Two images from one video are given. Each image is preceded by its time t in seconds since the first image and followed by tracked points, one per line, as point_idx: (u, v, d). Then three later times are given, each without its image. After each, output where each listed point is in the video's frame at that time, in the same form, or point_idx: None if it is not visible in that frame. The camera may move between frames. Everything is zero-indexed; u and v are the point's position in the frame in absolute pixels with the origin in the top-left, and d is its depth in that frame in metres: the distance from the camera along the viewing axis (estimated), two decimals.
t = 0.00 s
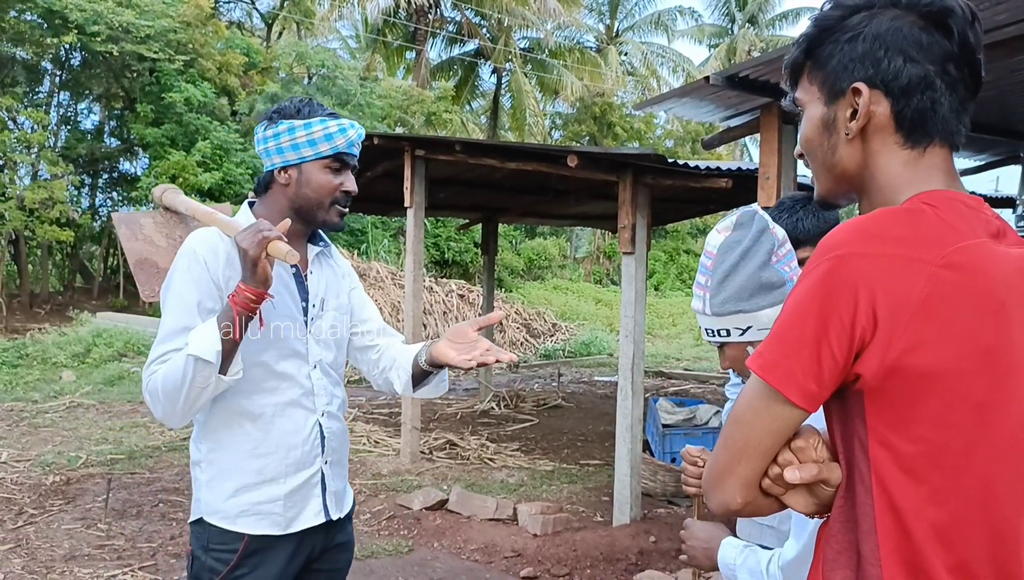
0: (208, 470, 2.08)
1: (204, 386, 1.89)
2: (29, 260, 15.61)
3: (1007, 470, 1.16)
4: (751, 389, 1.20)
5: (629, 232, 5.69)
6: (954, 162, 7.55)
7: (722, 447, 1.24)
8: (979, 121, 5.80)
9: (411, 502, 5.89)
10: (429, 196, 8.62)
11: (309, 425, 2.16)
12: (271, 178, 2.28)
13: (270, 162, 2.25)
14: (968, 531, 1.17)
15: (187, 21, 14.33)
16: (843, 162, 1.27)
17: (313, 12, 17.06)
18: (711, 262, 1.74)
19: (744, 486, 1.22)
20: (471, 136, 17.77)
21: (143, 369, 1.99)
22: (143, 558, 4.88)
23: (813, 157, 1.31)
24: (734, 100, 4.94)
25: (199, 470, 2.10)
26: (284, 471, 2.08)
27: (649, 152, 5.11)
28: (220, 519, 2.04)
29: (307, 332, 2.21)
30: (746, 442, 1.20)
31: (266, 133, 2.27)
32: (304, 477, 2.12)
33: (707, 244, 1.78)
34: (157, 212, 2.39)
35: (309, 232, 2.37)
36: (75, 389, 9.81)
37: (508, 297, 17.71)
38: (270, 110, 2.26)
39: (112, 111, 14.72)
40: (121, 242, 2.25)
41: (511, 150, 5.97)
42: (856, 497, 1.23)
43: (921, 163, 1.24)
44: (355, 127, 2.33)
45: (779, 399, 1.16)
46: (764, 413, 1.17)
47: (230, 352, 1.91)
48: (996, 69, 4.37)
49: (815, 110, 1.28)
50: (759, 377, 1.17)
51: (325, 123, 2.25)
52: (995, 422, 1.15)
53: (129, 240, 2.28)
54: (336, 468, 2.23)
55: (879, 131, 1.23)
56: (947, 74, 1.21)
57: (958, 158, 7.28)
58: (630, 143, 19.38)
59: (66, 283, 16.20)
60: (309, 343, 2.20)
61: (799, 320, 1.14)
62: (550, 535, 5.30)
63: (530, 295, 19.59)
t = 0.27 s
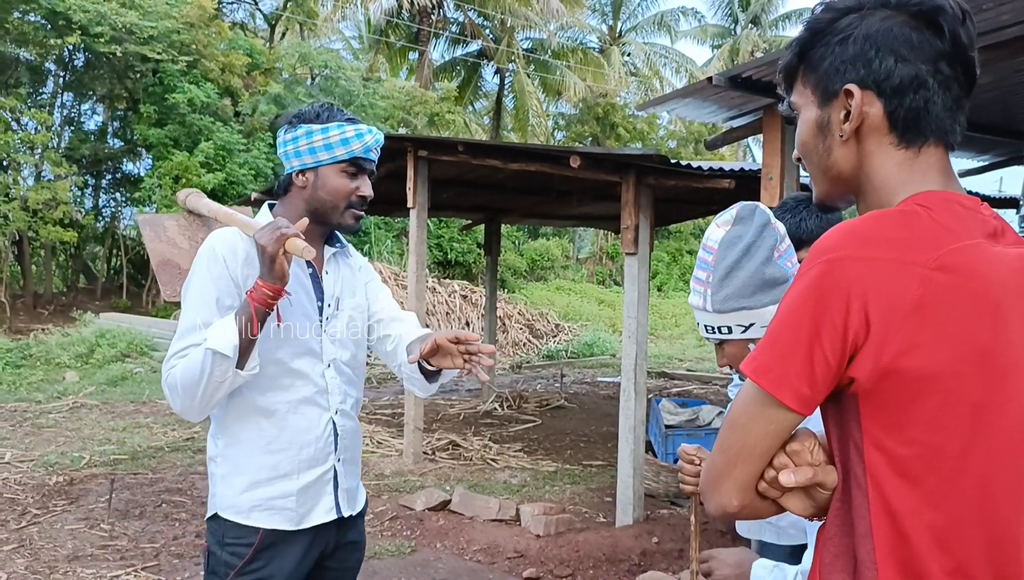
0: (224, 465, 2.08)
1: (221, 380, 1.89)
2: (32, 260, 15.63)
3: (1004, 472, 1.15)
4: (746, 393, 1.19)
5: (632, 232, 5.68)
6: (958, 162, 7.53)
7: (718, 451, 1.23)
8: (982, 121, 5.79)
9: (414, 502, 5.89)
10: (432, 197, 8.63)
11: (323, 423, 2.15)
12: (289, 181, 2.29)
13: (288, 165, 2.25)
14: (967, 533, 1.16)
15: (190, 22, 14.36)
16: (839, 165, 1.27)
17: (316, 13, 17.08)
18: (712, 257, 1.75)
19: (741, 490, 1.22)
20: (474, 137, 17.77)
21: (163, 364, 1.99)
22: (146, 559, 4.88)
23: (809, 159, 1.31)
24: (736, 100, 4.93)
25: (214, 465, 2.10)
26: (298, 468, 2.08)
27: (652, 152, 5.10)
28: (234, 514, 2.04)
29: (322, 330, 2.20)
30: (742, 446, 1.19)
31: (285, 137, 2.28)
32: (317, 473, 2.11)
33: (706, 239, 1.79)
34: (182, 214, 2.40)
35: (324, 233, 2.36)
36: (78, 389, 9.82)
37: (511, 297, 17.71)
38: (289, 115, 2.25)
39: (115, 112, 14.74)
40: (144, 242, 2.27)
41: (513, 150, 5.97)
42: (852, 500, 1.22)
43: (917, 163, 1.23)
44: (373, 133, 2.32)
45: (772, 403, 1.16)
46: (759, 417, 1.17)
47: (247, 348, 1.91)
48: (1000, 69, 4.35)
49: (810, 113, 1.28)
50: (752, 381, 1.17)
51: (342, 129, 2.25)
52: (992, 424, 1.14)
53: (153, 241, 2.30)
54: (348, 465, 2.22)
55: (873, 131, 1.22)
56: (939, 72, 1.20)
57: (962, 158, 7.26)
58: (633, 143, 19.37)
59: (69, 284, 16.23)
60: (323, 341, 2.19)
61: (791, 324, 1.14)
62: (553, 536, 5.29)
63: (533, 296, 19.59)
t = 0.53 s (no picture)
0: (227, 460, 2.09)
1: (223, 376, 1.89)
2: (30, 260, 15.61)
3: (995, 474, 1.14)
4: (737, 394, 1.21)
5: (630, 233, 5.68)
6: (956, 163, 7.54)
7: (711, 451, 1.25)
8: (979, 122, 5.80)
9: (412, 503, 5.89)
10: (430, 197, 8.63)
11: (325, 422, 2.15)
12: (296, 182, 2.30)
13: (294, 166, 2.28)
14: (957, 535, 1.16)
15: (188, 22, 14.36)
16: (835, 166, 1.27)
17: (314, 13, 17.09)
18: (711, 262, 1.74)
19: (731, 488, 1.24)
20: (472, 137, 17.78)
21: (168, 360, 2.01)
22: (144, 559, 4.87)
23: (805, 161, 1.32)
24: (734, 101, 4.93)
25: (218, 460, 2.11)
26: (299, 464, 2.08)
27: (650, 152, 5.10)
28: (236, 507, 2.05)
29: (327, 329, 2.20)
30: (733, 445, 1.21)
31: (291, 140, 2.30)
32: (318, 471, 2.11)
33: (702, 243, 1.77)
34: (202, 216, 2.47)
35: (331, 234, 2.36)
36: (76, 389, 9.81)
37: (509, 298, 17.72)
38: (294, 116, 2.28)
39: (113, 112, 14.72)
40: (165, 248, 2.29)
41: (512, 151, 5.97)
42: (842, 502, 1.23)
43: (912, 162, 1.23)
44: (377, 135, 2.32)
45: (762, 404, 1.17)
46: (750, 417, 1.19)
47: (248, 345, 1.91)
48: (997, 70, 4.36)
49: (804, 114, 1.28)
50: (741, 382, 1.18)
51: (345, 130, 2.26)
52: (979, 425, 1.14)
53: (171, 243, 2.37)
54: (349, 464, 2.22)
55: (867, 131, 1.23)
56: (932, 70, 1.20)
57: (959, 159, 7.26)
58: (631, 144, 19.39)
59: (67, 284, 16.22)
60: (327, 340, 2.19)
61: (779, 325, 1.15)
62: (550, 536, 5.30)
63: (531, 296, 19.59)
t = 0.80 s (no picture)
0: (225, 458, 2.10)
1: (218, 375, 1.90)
2: (28, 260, 15.61)
3: (988, 478, 1.14)
4: (730, 392, 1.22)
5: (630, 233, 5.69)
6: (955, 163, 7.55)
7: (706, 450, 1.27)
8: (979, 123, 5.81)
9: (411, 503, 5.90)
10: (429, 197, 8.64)
11: (323, 423, 2.15)
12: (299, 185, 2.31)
13: (296, 170, 2.28)
14: (949, 539, 1.16)
15: (187, 22, 14.36)
16: (835, 166, 1.28)
17: (314, 13, 17.09)
18: (718, 256, 1.89)
19: (726, 488, 1.26)
20: (471, 137, 17.80)
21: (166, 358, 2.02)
22: (143, 559, 4.87)
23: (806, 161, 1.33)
24: (734, 101, 4.93)
25: (217, 459, 2.12)
26: (297, 463, 2.09)
27: (650, 152, 5.11)
28: (234, 506, 2.06)
29: (327, 330, 2.20)
30: (727, 445, 1.23)
31: (293, 144, 2.30)
32: (315, 471, 2.11)
33: (708, 241, 1.93)
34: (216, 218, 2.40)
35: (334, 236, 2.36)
36: (75, 389, 9.81)
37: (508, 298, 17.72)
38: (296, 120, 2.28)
39: (112, 112, 14.71)
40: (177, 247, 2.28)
41: (511, 151, 5.98)
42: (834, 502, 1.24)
43: (912, 161, 1.24)
44: (379, 138, 2.32)
45: (755, 404, 1.18)
46: (742, 418, 1.20)
47: (243, 344, 1.91)
48: (996, 70, 4.37)
49: (804, 113, 1.29)
50: (735, 382, 1.19)
51: (348, 134, 2.26)
52: (972, 429, 1.13)
53: (185, 246, 2.30)
54: (348, 465, 2.22)
55: (867, 131, 1.23)
56: (932, 69, 1.20)
57: (958, 159, 7.27)
58: (630, 144, 19.40)
59: (66, 284, 16.22)
60: (327, 340, 2.20)
61: (772, 325, 1.16)
62: (549, 536, 5.30)
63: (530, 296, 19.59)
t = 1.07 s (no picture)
0: (222, 461, 2.10)
1: (217, 382, 1.90)
2: (29, 261, 15.62)
3: (987, 482, 1.14)
4: (726, 397, 1.22)
5: (630, 234, 5.69)
6: (955, 164, 7.56)
7: (704, 453, 1.27)
8: (979, 123, 5.82)
9: (411, 503, 5.90)
10: (429, 198, 8.65)
11: (322, 426, 2.15)
12: (292, 183, 2.31)
13: (289, 167, 2.28)
14: (948, 542, 1.17)
15: (188, 23, 14.37)
16: (832, 167, 1.28)
17: (314, 14, 17.11)
18: (732, 244, 1.95)
19: (723, 493, 1.26)
20: (471, 138, 17.82)
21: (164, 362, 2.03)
22: (143, 560, 4.88)
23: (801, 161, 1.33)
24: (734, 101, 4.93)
25: (214, 461, 2.13)
26: (294, 467, 2.08)
27: (650, 153, 5.11)
28: (230, 510, 2.06)
29: (325, 333, 2.20)
30: (725, 449, 1.22)
31: (284, 141, 2.30)
32: (313, 475, 2.11)
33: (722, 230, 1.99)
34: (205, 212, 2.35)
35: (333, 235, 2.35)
36: (75, 390, 9.82)
37: (508, 299, 17.73)
38: (285, 117, 2.27)
39: (112, 113, 14.71)
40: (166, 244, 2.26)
41: (511, 152, 5.98)
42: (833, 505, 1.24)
43: (908, 162, 1.24)
44: (368, 128, 2.33)
45: (752, 410, 1.18)
46: (739, 423, 1.20)
47: (242, 350, 1.92)
48: (995, 71, 4.37)
49: (800, 114, 1.29)
50: (731, 388, 1.20)
51: (337, 126, 2.27)
52: (970, 431, 1.13)
53: (175, 242, 2.28)
54: (345, 468, 2.22)
55: (863, 131, 1.24)
56: (929, 68, 1.20)
57: (958, 160, 7.28)
58: (630, 144, 19.42)
59: (66, 284, 16.22)
60: (326, 344, 2.19)
61: (767, 331, 1.16)
62: (549, 536, 5.30)
63: (530, 297, 19.59)
